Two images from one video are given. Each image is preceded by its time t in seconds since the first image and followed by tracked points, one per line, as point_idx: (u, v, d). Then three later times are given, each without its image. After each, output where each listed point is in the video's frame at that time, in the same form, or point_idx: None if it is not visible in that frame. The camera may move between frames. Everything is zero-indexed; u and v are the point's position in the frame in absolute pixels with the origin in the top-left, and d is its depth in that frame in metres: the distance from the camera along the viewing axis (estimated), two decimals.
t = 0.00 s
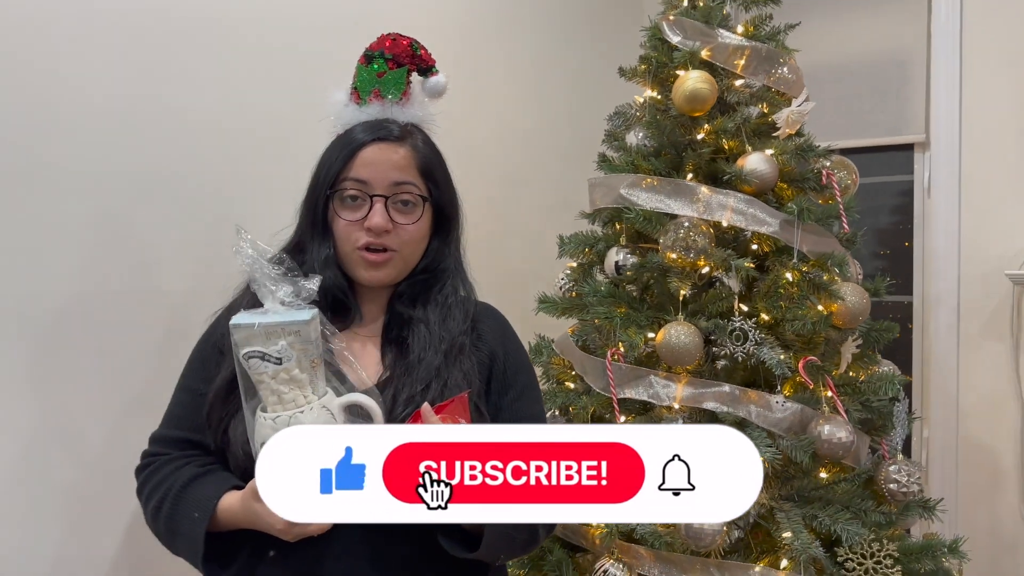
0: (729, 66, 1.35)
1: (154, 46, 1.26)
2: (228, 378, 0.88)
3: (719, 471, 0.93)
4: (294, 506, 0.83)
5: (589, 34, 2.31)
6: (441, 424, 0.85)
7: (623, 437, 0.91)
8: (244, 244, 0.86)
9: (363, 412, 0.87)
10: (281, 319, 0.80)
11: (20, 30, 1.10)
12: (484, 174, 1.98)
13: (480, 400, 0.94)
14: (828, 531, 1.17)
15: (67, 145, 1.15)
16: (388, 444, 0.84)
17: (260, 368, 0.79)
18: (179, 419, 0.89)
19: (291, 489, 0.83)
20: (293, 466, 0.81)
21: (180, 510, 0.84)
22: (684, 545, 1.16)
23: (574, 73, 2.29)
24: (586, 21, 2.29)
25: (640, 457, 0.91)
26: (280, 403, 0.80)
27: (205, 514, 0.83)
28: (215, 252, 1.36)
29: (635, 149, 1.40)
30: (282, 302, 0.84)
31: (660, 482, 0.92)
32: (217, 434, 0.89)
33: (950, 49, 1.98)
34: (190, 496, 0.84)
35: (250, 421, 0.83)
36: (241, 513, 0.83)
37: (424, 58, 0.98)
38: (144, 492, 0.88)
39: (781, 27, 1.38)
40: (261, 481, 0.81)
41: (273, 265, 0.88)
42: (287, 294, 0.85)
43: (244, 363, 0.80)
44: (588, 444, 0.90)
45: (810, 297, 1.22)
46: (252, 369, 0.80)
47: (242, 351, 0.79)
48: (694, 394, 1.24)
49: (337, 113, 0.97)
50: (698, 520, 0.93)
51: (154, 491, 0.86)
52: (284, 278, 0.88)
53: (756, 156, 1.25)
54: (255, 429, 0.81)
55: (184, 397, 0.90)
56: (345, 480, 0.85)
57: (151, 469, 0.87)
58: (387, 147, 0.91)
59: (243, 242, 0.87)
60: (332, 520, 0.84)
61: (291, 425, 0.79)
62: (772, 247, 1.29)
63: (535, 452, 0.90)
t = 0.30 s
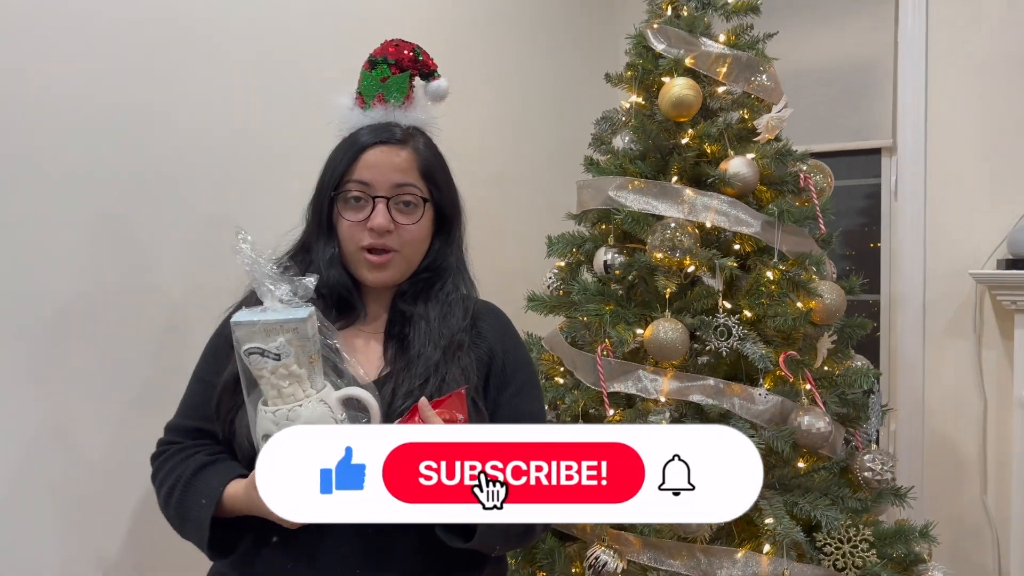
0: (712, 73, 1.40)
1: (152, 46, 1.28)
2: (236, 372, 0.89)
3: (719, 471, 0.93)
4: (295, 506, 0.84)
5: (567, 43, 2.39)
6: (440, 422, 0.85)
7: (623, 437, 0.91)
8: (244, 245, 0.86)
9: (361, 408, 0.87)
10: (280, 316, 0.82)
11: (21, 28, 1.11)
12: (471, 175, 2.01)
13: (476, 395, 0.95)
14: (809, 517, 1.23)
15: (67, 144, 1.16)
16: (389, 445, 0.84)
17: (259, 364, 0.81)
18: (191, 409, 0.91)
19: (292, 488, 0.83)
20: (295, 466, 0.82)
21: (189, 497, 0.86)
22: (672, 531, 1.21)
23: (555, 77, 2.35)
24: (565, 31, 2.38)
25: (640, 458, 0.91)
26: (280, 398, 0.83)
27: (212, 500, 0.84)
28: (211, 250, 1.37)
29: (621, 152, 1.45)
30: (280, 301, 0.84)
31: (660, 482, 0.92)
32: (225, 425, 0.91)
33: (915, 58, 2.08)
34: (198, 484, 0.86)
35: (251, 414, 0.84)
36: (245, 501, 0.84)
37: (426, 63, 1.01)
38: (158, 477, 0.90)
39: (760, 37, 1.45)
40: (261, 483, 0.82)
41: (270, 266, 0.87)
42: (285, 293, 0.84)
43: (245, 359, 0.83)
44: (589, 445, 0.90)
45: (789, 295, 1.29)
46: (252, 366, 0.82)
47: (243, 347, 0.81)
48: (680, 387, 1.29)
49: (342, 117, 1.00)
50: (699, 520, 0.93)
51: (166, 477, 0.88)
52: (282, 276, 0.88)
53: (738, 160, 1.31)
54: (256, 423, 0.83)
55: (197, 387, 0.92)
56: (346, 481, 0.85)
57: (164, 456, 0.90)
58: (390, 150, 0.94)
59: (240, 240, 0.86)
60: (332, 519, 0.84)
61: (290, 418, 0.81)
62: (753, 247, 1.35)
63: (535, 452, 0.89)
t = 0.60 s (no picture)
0: (703, 83, 1.46)
1: (156, 50, 1.29)
2: (257, 371, 0.91)
3: (719, 471, 0.91)
4: (295, 505, 0.85)
5: (553, 50, 2.45)
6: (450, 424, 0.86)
7: (622, 436, 0.89)
8: (270, 248, 0.89)
9: (379, 408, 0.89)
10: (303, 318, 0.83)
11: (30, 33, 1.12)
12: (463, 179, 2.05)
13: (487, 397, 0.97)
14: (799, 508, 1.30)
15: (74, 148, 1.17)
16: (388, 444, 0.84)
17: (283, 365, 0.83)
18: (213, 407, 0.94)
19: (293, 487, 0.85)
20: (295, 465, 0.84)
21: (212, 492, 0.88)
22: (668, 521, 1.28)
23: (543, 83, 2.39)
24: (551, 38, 2.43)
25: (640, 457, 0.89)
26: (302, 397, 0.84)
27: (235, 494, 0.87)
28: (212, 253, 1.39)
29: (617, 159, 1.50)
30: (304, 305, 0.87)
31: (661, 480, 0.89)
32: (246, 422, 0.93)
33: (890, 68, 2.17)
34: (220, 479, 0.88)
35: (275, 413, 0.86)
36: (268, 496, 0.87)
37: (439, 75, 1.06)
38: (182, 473, 0.93)
39: (749, 48, 1.51)
40: (262, 483, 0.84)
41: (294, 271, 0.90)
42: (307, 297, 0.87)
43: (269, 360, 0.84)
44: (589, 443, 0.88)
45: (779, 296, 1.35)
46: (276, 367, 0.83)
47: (268, 349, 0.83)
48: (676, 385, 1.35)
49: (358, 127, 1.04)
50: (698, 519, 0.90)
51: (189, 472, 0.91)
52: (306, 282, 0.90)
53: (730, 167, 1.38)
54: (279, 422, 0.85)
55: (219, 387, 0.95)
56: (346, 480, 0.85)
57: (188, 453, 0.92)
58: (399, 160, 0.95)
59: (266, 246, 0.88)
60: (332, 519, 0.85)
61: (313, 417, 0.83)
62: (745, 251, 1.41)
63: (536, 452, 0.88)
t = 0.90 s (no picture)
0: (701, 88, 1.49)
1: (155, 48, 1.26)
2: (279, 373, 0.91)
3: (719, 470, 0.84)
4: (296, 505, 0.82)
5: (542, 52, 2.46)
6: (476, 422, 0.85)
7: (618, 433, 0.82)
8: (299, 251, 0.90)
9: (403, 407, 0.89)
10: (331, 319, 0.83)
11: (30, 28, 1.07)
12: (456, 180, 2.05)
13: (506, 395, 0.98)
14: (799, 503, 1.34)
15: (76, 147, 1.13)
16: (387, 440, 0.80)
17: (312, 365, 0.83)
18: (232, 408, 0.93)
19: (293, 487, 0.82)
20: (296, 463, 0.81)
21: (234, 493, 0.88)
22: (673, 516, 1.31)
23: (531, 85, 2.40)
24: (540, 40, 2.45)
25: (636, 456, 0.82)
26: (330, 396, 0.83)
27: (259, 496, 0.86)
28: (211, 256, 1.36)
29: (616, 161, 1.53)
30: (331, 305, 0.88)
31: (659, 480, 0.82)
32: (267, 423, 0.92)
33: (870, 74, 2.22)
34: (243, 480, 0.88)
35: (303, 413, 0.86)
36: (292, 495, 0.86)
37: (454, 79, 1.06)
38: (200, 475, 0.92)
39: (745, 54, 1.54)
40: (263, 484, 0.82)
41: (321, 272, 0.92)
42: (335, 298, 0.89)
43: (298, 361, 0.84)
44: (583, 441, 0.82)
45: (778, 296, 1.38)
46: (304, 367, 0.84)
47: (296, 350, 0.83)
48: (678, 384, 1.38)
49: (374, 130, 1.05)
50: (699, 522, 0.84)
51: (209, 475, 0.90)
52: (331, 284, 0.91)
53: (728, 170, 1.40)
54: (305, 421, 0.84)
55: (238, 388, 0.95)
56: (345, 480, 0.81)
57: (206, 455, 0.92)
58: (420, 164, 0.96)
59: (295, 249, 0.91)
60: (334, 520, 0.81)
61: (341, 417, 0.82)
62: (744, 252, 1.44)
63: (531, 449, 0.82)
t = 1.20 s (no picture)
0: (699, 90, 1.50)
1: (151, 46, 1.23)
2: (290, 373, 0.90)
3: (718, 470, 0.79)
4: (296, 505, 0.78)
5: (535, 52, 2.47)
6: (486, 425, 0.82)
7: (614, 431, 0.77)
8: (309, 254, 0.89)
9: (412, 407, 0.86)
10: (340, 321, 0.80)
11: (25, 25, 1.04)
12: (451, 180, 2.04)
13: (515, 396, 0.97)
14: (800, 501, 1.36)
15: (75, 144, 1.11)
16: (388, 439, 0.76)
17: (322, 368, 0.80)
18: (243, 409, 0.93)
19: (292, 487, 0.78)
20: (296, 463, 0.78)
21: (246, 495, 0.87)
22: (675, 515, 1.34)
23: (523, 85, 2.39)
24: (533, 40, 2.45)
25: (635, 456, 0.77)
26: (340, 398, 0.81)
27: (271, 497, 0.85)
28: (207, 258, 1.34)
29: (616, 163, 1.53)
30: (341, 308, 0.86)
31: (659, 481, 0.78)
32: (279, 424, 0.92)
33: (859, 76, 2.24)
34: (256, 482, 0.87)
35: (313, 416, 0.83)
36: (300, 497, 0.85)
37: (463, 81, 1.06)
38: (212, 477, 0.91)
39: (742, 57, 1.55)
40: (262, 483, 0.78)
41: (331, 275, 0.91)
42: (345, 300, 0.88)
43: (308, 363, 0.82)
44: (581, 440, 0.77)
45: (778, 297, 1.41)
46: (314, 370, 0.81)
47: (306, 352, 0.81)
48: (679, 384, 1.39)
49: (385, 133, 1.05)
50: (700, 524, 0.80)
51: (221, 476, 0.89)
52: (343, 287, 0.91)
53: (728, 171, 1.41)
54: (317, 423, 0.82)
55: (250, 389, 0.94)
56: (347, 481, 0.77)
57: (217, 456, 0.91)
58: (430, 165, 0.96)
59: (305, 251, 0.90)
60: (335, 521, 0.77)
61: (352, 419, 0.80)
62: (744, 253, 1.46)
63: (529, 447, 0.77)
